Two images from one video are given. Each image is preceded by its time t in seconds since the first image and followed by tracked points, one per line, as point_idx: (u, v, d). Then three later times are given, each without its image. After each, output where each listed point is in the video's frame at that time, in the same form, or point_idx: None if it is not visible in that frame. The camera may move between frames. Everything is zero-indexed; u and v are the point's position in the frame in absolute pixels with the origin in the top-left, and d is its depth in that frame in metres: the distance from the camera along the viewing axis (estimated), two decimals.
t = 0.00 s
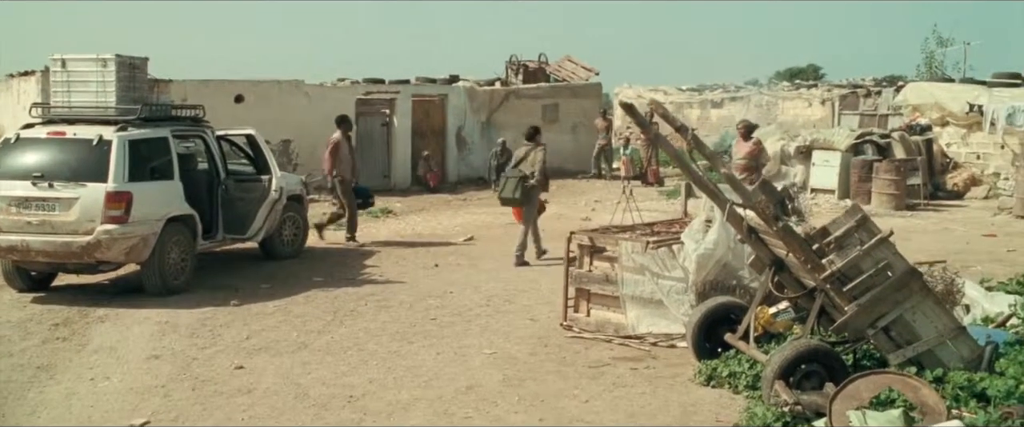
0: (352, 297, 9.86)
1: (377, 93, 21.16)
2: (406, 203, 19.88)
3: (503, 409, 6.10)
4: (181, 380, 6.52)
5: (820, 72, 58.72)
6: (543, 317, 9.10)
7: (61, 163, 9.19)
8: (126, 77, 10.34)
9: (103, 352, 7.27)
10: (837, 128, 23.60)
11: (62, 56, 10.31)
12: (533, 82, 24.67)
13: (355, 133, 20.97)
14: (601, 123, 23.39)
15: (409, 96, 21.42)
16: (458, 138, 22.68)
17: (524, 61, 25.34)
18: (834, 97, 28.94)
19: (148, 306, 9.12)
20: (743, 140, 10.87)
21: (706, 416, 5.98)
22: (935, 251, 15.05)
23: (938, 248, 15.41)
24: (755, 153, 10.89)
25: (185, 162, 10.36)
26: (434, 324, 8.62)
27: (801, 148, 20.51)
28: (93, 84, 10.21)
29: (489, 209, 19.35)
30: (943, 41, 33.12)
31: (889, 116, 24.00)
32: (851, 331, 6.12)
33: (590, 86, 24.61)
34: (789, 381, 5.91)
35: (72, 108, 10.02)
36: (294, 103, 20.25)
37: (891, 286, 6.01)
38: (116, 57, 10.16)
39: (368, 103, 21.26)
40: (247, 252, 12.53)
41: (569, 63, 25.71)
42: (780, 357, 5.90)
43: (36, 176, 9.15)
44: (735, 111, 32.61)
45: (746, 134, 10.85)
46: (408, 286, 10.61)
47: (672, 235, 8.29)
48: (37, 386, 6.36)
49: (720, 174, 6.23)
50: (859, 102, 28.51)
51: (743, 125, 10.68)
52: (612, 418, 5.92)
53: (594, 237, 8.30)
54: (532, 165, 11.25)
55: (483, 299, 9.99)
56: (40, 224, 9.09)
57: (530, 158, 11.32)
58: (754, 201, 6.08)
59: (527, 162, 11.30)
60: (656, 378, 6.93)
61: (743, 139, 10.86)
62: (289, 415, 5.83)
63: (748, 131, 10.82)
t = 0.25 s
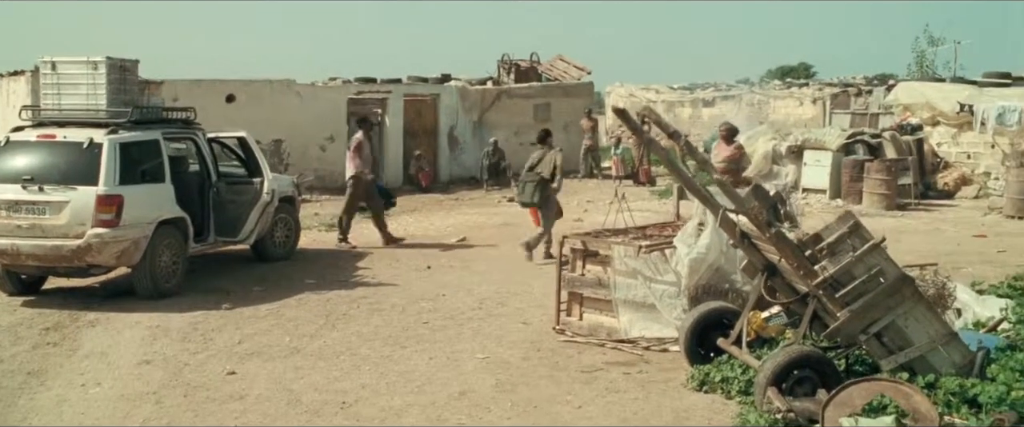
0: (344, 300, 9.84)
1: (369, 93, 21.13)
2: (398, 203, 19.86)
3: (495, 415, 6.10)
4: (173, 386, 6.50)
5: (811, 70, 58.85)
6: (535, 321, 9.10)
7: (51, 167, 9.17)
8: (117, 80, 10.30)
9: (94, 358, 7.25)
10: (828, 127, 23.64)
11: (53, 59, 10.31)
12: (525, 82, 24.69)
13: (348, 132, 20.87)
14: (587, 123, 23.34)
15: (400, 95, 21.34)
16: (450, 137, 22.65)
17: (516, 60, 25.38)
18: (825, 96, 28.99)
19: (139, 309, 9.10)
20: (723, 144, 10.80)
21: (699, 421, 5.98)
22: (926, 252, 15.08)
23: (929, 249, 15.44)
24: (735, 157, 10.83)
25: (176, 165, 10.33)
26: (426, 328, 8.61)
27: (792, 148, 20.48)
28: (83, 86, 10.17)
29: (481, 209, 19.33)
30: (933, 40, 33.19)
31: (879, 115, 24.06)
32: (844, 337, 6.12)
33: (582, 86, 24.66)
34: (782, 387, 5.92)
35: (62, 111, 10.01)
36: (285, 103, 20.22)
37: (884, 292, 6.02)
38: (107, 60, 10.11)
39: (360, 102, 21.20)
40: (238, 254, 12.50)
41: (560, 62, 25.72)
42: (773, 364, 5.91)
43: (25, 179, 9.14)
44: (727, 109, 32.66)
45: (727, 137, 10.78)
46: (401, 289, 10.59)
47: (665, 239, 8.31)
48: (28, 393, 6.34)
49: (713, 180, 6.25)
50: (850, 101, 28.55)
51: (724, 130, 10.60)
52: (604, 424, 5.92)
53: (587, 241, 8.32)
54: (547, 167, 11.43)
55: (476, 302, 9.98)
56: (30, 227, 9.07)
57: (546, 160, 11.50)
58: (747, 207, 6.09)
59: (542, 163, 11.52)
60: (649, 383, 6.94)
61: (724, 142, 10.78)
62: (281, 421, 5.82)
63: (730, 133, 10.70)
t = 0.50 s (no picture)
0: (335, 301, 9.82)
1: (360, 90, 21.03)
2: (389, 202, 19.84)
3: (487, 419, 6.10)
4: (164, 389, 6.49)
5: (802, 66, 58.94)
6: (527, 322, 9.10)
7: (40, 168, 9.13)
8: (107, 80, 10.27)
9: (84, 361, 7.23)
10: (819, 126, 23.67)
11: (41, 60, 10.24)
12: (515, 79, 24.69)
13: (338, 130, 20.84)
14: (572, 119, 23.21)
15: (391, 93, 21.23)
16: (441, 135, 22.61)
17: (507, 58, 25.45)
18: (816, 94, 29.02)
19: (130, 311, 9.07)
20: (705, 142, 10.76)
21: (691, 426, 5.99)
22: (916, 251, 15.11)
23: (919, 247, 15.48)
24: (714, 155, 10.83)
25: (167, 165, 10.30)
26: (418, 330, 8.59)
27: (783, 146, 20.50)
28: (72, 87, 10.12)
29: (472, 208, 19.32)
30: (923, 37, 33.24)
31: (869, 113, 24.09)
32: (836, 341, 6.13)
33: (574, 83, 24.66)
34: (774, 391, 5.93)
35: (51, 112, 9.95)
36: (275, 101, 20.20)
37: (875, 296, 6.03)
38: (96, 60, 10.08)
39: (351, 100, 21.03)
40: (229, 254, 12.48)
41: (552, 60, 25.71)
42: (765, 368, 5.91)
43: (15, 181, 9.10)
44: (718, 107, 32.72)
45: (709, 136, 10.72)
46: (392, 290, 10.57)
47: (657, 241, 8.30)
48: (18, 397, 6.32)
49: (705, 184, 6.25)
50: (841, 98, 28.58)
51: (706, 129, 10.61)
52: None
53: (578, 243, 8.31)
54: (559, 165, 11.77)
55: (467, 303, 9.96)
56: (19, 229, 9.04)
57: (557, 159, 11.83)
58: (739, 211, 6.10)
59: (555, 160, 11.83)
60: (641, 386, 6.95)
61: (705, 141, 10.86)
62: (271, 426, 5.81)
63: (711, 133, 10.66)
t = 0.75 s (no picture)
0: (326, 304, 9.79)
1: (350, 90, 21.02)
2: (378, 202, 19.80)
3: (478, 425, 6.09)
4: (153, 396, 6.46)
5: (791, 63, 59.05)
6: (518, 326, 9.09)
7: (27, 171, 9.08)
8: (94, 82, 10.23)
9: (72, 367, 7.20)
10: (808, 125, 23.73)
11: (27, 61, 10.18)
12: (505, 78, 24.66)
13: (328, 129, 20.81)
14: (558, 117, 23.07)
15: (381, 93, 21.28)
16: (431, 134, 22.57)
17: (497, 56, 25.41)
18: (805, 92, 29.05)
19: (119, 314, 9.03)
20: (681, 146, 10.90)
21: None
22: (905, 251, 15.14)
23: (907, 247, 15.52)
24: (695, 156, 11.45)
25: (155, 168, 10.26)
26: (409, 334, 8.57)
27: (772, 145, 20.53)
28: (60, 89, 10.09)
29: (461, 208, 19.29)
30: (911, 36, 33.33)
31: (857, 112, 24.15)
32: (826, 346, 6.14)
33: (563, 82, 24.67)
34: (764, 398, 5.93)
35: (38, 114, 9.91)
36: (265, 101, 20.10)
37: (866, 302, 6.04)
38: (84, 62, 10.05)
39: (342, 100, 21.15)
40: (218, 256, 12.44)
41: (542, 59, 25.68)
42: (756, 374, 5.92)
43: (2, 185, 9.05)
44: (708, 105, 32.75)
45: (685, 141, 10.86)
46: (382, 293, 10.55)
47: (648, 245, 8.29)
48: (5, 404, 6.29)
49: (696, 190, 6.25)
50: (830, 96, 28.62)
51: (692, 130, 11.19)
52: None
53: (569, 246, 8.31)
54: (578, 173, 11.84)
55: (457, 306, 9.95)
56: (7, 233, 9.00)
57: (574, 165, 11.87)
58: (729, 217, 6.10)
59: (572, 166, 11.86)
60: (631, 391, 6.95)
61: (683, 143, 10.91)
62: None
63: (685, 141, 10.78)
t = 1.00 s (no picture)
0: (315, 307, 9.76)
1: (339, 89, 20.90)
2: (368, 202, 19.77)
3: None
4: (141, 403, 6.44)
5: (779, 62, 59.18)
6: (507, 329, 9.08)
7: (15, 175, 9.05)
8: (82, 85, 10.18)
9: (60, 373, 7.17)
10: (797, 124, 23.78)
11: (14, 64, 10.13)
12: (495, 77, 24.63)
13: (317, 128, 20.74)
14: (547, 117, 23.02)
15: (371, 93, 21.22)
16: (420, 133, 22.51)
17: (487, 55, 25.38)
18: (794, 91, 29.08)
19: (107, 318, 8.99)
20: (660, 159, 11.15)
21: None
22: (894, 252, 15.17)
23: (896, 248, 15.56)
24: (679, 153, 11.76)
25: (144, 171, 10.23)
26: (399, 338, 8.55)
27: (762, 145, 20.55)
28: (47, 91, 10.03)
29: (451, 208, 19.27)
30: (899, 35, 33.42)
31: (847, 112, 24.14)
32: (816, 352, 6.15)
33: (553, 81, 24.73)
34: (755, 404, 5.96)
35: (25, 117, 9.85)
36: (253, 101, 20.04)
37: (856, 308, 6.05)
38: (71, 65, 9.98)
39: (331, 99, 21.12)
40: (207, 258, 12.40)
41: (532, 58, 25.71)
42: (746, 381, 5.94)
43: None
44: (698, 103, 32.79)
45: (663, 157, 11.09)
46: (372, 295, 10.52)
47: (639, 248, 8.27)
48: None
49: (688, 196, 6.25)
50: (819, 95, 28.66)
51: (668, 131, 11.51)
52: None
53: (559, 250, 8.31)
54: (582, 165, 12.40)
55: (447, 309, 9.94)
56: None
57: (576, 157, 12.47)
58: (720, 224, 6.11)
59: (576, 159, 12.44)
60: (622, 396, 6.94)
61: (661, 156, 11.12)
62: None
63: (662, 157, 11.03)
